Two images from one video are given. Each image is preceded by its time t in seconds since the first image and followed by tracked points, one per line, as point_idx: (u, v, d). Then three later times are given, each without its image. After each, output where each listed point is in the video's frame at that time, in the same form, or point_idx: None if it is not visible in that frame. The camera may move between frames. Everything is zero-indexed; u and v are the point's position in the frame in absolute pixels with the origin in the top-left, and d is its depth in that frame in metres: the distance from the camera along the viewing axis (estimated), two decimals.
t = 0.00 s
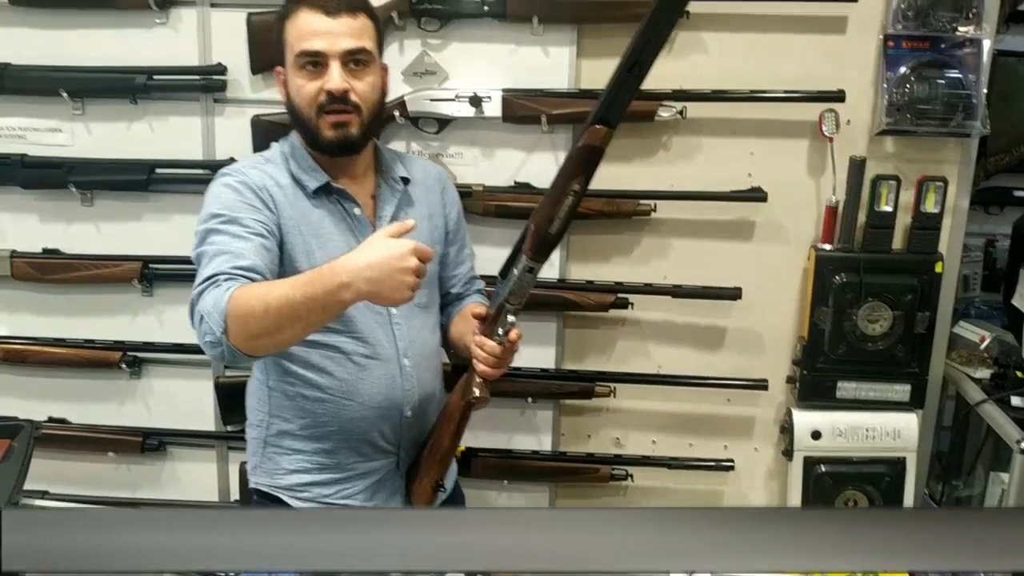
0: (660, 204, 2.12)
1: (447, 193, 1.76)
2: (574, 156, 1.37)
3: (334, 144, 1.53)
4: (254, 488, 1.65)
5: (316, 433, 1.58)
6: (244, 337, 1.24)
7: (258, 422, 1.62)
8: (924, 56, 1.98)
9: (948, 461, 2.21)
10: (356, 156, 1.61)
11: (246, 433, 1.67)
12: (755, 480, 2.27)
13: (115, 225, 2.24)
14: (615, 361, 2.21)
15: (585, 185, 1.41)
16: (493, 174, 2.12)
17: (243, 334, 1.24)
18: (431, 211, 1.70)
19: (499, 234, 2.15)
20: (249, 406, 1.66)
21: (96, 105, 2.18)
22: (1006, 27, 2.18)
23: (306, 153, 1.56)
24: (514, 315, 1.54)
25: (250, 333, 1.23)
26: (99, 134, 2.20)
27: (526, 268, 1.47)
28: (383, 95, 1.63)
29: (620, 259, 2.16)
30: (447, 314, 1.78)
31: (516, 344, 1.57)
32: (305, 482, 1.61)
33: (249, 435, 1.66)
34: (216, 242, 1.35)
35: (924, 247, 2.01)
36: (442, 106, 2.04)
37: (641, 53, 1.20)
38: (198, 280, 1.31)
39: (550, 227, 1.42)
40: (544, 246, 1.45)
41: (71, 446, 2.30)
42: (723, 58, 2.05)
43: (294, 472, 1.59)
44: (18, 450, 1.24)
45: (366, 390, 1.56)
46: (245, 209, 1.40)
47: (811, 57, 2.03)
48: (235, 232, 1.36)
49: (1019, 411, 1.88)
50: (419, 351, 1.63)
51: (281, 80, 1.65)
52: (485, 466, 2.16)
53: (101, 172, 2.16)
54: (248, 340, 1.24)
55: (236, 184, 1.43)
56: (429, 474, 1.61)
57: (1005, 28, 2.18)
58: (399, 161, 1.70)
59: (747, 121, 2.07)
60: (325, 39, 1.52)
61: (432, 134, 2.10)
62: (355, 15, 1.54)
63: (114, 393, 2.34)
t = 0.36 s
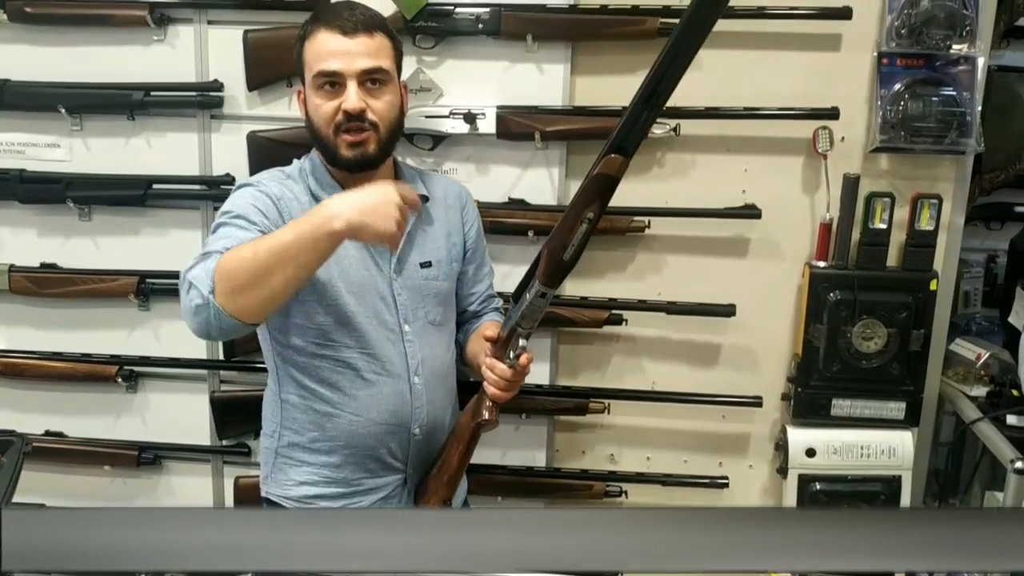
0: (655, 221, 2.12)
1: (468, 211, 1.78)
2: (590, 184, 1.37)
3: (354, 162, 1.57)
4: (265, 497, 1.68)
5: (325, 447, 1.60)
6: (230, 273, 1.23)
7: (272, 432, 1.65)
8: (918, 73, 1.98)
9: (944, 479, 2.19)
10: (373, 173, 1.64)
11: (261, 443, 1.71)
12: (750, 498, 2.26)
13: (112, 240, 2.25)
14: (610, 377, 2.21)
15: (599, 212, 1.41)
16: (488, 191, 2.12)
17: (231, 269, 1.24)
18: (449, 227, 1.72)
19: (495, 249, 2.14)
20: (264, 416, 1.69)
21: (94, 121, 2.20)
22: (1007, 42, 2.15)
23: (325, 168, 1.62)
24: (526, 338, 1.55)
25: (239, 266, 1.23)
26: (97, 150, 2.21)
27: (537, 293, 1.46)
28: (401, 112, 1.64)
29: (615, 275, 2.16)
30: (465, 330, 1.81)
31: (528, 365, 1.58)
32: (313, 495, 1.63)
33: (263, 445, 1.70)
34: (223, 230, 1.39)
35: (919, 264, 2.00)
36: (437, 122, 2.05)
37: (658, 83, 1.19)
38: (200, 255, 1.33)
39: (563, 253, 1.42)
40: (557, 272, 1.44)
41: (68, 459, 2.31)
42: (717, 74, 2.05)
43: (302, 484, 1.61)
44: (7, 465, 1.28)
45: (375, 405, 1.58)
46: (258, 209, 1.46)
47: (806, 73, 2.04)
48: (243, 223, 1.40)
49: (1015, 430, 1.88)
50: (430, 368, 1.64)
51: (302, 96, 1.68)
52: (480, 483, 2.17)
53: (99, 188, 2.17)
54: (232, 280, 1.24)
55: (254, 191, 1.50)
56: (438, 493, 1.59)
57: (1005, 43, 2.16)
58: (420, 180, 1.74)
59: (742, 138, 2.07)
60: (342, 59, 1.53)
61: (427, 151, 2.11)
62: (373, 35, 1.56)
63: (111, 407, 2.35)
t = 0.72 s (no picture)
0: (661, 234, 2.12)
1: (484, 225, 1.78)
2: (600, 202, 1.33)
3: (370, 172, 1.56)
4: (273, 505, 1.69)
5: (333, 456, 1.60)
6: (238, 314, 1.28)
7: (282, 440, 1.66)
8: (926, 88, 1.97)
9: (955, 497, 2.18)
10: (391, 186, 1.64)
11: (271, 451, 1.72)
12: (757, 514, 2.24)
13: (122, 250, 2.27)
14: (615, 390, 2.20)
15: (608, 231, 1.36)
16: (494, 203, 2.13)
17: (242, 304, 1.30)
18: (465, 241, 1.72)
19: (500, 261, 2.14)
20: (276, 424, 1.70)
21: (106, 132, 2.22)
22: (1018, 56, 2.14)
23: (342, 183, 1.63)
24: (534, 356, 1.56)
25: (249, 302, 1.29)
26: (108, 161, 2.24)
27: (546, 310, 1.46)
28: (419, 127, 1.64)
29: (621, 288, 2.15)
30: (480, 344, 1.83)
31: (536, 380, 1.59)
32: (320, 505, 1.63)
33: (273, 452, 1.71)
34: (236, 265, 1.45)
35: (927, 280, 1.99)
36: (444, 135, 2.06)
37: (669, 100, 1.13)
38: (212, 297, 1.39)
39: (571, 271, 1.39)
40: (565, 289, 1.43)
41: (75, 467, 2.32)
42: (724, 88, 2.05)
43: (309, 493, 1.62)
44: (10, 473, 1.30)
45: (384, 417, 1.58)
46: (270, 233, 1.49)
47: (813, 86, 2.03)
48: (255, 253, 1.45)
49: None
50: (441, 383, 1.63)
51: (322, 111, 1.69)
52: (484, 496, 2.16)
53: (109, 199, 2.19)
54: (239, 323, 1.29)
55: (267, 212, 1.52)
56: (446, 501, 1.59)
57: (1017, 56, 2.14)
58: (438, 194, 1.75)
59: (748, 152, 2.06)
60: (363, 73, 1.54)
61: (434, 163, 2.12)
62: (394, 50, 1.57)
63: (118, 416, 2.36)
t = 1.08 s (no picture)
0: (674, 243, 2.12)
1: (496, 236, 1.78)
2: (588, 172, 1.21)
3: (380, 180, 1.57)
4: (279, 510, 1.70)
5: (334, 463, 1.61)
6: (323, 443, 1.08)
7: (288, 447, 1.67)
8: (943, 96, 1.97)
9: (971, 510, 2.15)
10: (404, 194, 1.65)
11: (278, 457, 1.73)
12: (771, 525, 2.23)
13: (139, 257, 2.30)
14: (628, 399, 2.20)
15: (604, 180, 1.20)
16: (507, 212, 2.13)
17: (289, 380, 1.39)
18: (474, 251, 1.72)
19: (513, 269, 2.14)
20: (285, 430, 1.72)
21: (123, 140, 2.25)
22: None
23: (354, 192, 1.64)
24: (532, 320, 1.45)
25: (300, 383, 1.40)
26: (125, 168, 2.26)
27: (542, 271, 1.37)
28: (430, 133, 1.65)
29: (634, 297, 2.15)
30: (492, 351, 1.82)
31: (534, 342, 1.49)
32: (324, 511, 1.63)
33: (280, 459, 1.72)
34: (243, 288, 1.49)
35: (943, 290, 1.98)
36: (458, 144, 2.06)
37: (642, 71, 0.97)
38: (229, 336, 1.47)
39: (564, 230, 1.30)
40: (561, 247, 1.33)
41: (91, 472, 2.34)
42: (738, 96, 2.05)
43: (313, 500, 1.62)
44: (23, 477, 1.32)
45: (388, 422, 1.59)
46: (279, 249, 1.52)
47: (828, 94, 2.02)
48: (263, 274, 1.49)
49: None
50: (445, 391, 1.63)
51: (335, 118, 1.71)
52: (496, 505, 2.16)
53: (126, 206, 2.21)
54: (288, 399, 1.41)
55: (276, 225, 1.54)
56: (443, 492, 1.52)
57: None
58: (452, 204, 1.75)
59: (762, 160, 2.06)
60: (376, 79, 1.56)
61: (447, 172, 2.13)
62: (405, 56, 1.58)
63: (134, 421, 2.38)
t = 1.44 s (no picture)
0: (684, 249, 2.11)
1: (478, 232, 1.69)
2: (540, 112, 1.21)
3: (349, 179, 1.56)
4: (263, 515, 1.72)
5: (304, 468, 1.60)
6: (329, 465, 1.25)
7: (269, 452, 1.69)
8: (956, 102, 1.95)
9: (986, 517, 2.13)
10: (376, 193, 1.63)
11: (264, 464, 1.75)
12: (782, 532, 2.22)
13: (152, 261, 2.31)
14: (638, 405, 2.20)
15: (556, 124, 1.23)
16: (517, 217, 2.13)
17: (242, 368, 1.40)
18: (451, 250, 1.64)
19: (523, 275, 2.14)
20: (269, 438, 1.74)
21: (137, 146, 2.27)
22: None
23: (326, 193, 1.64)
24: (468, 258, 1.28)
25: (248, 370, 1.40)
26: (139, 174, 2.28)
27: (480, 211, 1.22)
28: (400, 132, 1.64)
29: (644, 303, 2.15)
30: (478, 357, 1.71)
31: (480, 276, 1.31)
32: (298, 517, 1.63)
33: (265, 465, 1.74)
34: (212, 289, 1.53)
35: (955, 296, 1.96)
36: (468, 150, 2.06)
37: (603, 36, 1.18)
38: (199, 332, 1.50)
39: (513, 167, 1.20)
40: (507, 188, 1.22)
41: (103, 475, 2.36)
42: (749, 102, 2.04)
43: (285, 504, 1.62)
44: (36, 480, 1.33)
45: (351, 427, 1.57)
46: (248, 249, 1.54)
47: (839, 100, 2.02)
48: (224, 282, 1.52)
49: None
50: (412, 394, 1.58)
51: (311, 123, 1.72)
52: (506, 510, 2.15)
53: (139, 211, 2.23)
54: (244, 387, 1.41)
55: (242, 232, 1.56)
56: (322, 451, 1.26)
57: None
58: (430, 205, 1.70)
59: (773, 167, 2.06)
60: (341, 80, 1.57)
61: (458, 177, 2.13)
62: (370, 57, 1.59)
63: (147, 425, 2.40)
